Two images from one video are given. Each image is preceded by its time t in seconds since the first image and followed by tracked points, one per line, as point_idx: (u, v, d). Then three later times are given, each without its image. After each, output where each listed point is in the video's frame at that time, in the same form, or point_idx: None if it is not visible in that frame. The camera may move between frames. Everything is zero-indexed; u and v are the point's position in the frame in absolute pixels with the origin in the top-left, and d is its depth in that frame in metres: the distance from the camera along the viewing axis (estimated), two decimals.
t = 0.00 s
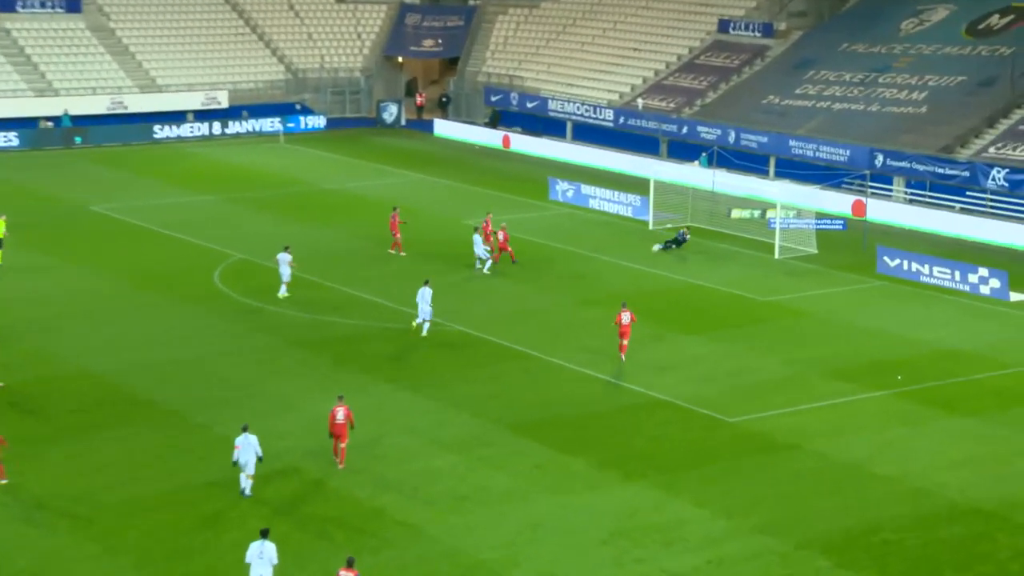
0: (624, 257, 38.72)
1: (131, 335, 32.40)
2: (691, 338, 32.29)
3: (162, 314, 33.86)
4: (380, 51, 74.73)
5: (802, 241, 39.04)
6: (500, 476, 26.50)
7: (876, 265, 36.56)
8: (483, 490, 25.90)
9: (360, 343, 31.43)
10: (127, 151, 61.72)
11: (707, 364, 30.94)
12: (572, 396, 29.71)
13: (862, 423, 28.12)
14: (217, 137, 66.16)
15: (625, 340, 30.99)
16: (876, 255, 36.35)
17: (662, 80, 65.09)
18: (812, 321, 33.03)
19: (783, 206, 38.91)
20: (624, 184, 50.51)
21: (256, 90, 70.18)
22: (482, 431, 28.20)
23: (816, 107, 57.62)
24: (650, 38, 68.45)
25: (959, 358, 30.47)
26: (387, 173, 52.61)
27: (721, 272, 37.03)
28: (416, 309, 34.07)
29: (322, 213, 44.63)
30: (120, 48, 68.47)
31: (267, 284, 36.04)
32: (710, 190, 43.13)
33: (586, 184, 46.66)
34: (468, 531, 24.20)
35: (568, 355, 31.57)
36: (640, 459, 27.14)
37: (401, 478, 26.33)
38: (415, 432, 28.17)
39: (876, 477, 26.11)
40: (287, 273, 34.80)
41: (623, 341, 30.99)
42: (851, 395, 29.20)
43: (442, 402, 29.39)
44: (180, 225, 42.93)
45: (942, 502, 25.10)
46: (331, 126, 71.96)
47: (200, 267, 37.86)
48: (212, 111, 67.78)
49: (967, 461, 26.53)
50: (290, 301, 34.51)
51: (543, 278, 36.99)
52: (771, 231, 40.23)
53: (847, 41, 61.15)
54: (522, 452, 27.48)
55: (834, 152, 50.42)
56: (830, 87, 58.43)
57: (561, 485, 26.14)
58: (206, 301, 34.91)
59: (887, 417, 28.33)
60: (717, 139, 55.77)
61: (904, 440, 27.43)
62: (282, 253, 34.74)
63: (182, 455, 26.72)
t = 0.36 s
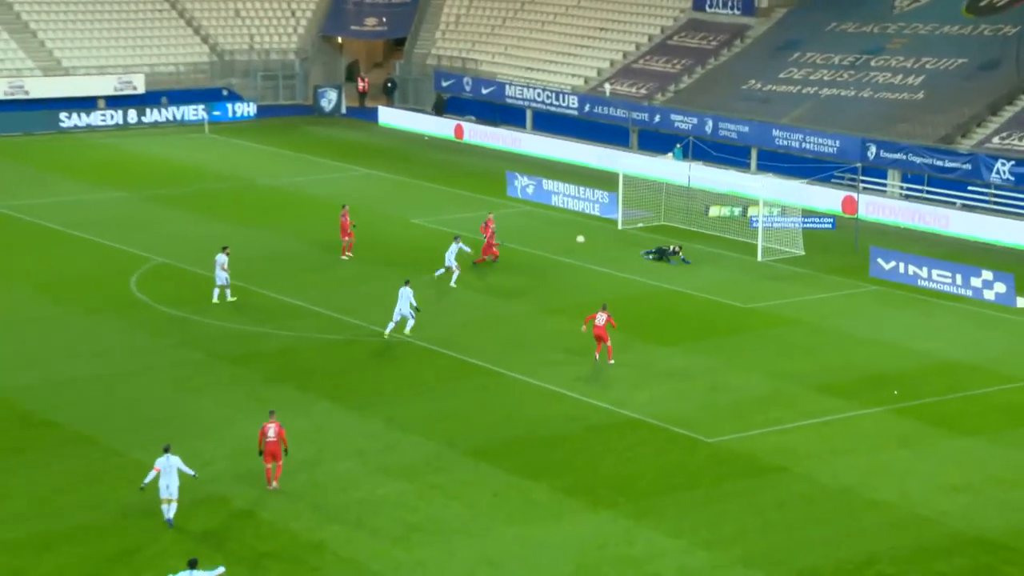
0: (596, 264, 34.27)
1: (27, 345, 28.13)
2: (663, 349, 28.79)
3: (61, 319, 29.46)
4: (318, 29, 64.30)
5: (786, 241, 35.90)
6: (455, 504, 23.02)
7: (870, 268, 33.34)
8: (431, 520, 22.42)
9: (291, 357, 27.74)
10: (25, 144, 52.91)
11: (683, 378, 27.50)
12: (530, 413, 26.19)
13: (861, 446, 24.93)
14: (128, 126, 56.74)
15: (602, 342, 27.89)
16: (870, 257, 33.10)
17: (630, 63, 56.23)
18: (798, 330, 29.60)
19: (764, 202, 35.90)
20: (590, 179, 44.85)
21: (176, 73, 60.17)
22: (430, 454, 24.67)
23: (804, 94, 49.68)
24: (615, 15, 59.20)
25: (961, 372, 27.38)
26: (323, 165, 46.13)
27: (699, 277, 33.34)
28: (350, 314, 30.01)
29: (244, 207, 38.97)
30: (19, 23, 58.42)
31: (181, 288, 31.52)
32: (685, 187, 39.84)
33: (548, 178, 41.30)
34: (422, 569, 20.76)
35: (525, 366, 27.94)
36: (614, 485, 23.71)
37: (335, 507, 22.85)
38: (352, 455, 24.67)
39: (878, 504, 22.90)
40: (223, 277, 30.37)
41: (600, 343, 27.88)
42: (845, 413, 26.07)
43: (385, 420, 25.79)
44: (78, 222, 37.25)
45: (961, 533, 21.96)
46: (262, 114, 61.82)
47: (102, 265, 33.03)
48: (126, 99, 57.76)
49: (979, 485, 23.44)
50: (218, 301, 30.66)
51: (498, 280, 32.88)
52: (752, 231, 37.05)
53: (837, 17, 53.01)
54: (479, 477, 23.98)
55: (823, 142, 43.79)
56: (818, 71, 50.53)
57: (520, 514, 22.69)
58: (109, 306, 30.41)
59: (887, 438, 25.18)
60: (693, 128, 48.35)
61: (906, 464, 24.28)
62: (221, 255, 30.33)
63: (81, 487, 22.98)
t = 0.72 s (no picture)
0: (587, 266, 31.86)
1: None
2: (658, 360, 26.28)
3: None
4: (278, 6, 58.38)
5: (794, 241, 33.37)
6: (430, 527, 20.46)
7: (885, 269, 30.95)
8: (399, 544, 19.90)
9: (248, 369, 25.25)
10: None
11: (679, 391, 25.02)
12: (511, 427, 23.67)
13: (880, 465, 22.46)
14: (65, 113, 50.25)
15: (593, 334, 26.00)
16: (885, 257, 30.73)
17: (620, 45, 50.18)
18: (803, 340, 27.14)
19: (769, 199, 33.35)
20: (577, 172, 41.62)
21: (119, 54, 53.99)
22: (401, 473, 22.12)
23: (812, 78, 44.12)
24: None
25: (984, 385, 24.98)
26: (288, 156, 42.55)
27: (697, 282, 30.82)
28: (314, 324, 27.40)
29: (199, 206, 35.79)
30: None
31: (128, 294, 28.82)
32: (683, 180, 37.28)
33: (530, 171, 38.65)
34: None
35: (505, 378, 25.41)
36: (609, 506, 21.15)
37: (290, 529, 20.30)
38: (312, 474, 22.16)
39: (902, 527, 20.48)
40: (189, 276, 28.09)
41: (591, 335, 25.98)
42: (858, 428, 23.62)
43: (352, 437, 23.22)
44: (13, 220, 33.97)
45: (1001, 560, 19.49)
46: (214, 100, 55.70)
47: (42, 270, 30.13)
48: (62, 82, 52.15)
49: (1013, 507, 21.03)
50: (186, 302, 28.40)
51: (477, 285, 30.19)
52: (756, 228, 34.58)
53: None
54: (456, 497, 21.42)
55: (833, 132, 38.96)
56: (827, 53, 44.88)
57: (499, 538, 20.16)
58: (46, 314, 27.58)
59: (907, 455, 22.74)
60: (690, 117, 43.16)
61: (929, 483, 21.84)
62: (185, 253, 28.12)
63: (6, 512, 20.39)
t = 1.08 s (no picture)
0: (578, 267, 30.48)
1: None
2: (652, 369, 24.88)
3: None
4: None
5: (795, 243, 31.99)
6: (408, 547, 19.00)
7: (892, 272, 29.62)
8: (375, 565, 18.45)
9: (217, 378, 23.81)
10: None
11: (673, 401, 23.63)
12: (496, 440, 22.25)
13: (889, 478, 21.06)
14: (21, 105, 48.99)
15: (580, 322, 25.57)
16: (893, 258, 29.46)
17: (612, 33, 48.66)
18: (804, 347, 25.77)
19: (767, 199, 31.90)
20: (566, 168, 40.14)
21: (78, 42, 52.25)
22: (378, 489, 20.68)
23: (814, 68, 42.76)
24: None
25: (997, 394, 23.62)
26: (262, 153, 40.94)
27: (692, 285, 29.43)
28: (286, 331, 25.97)
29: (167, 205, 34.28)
30: None
31: (91, 300, 27.36)
32: (679, 178, 36.23)
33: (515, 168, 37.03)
34: None
35: (489, 388, 24.00)
36: (600, 523, 19.71)
37: (258, 549, 18.82)
38: (284, 489, 20.70)
39: (915, 545, 19.08)
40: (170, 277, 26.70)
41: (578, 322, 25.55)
42: (864, 439, 22.23)
43: (327, 451, 21.78)
44: None
45: None
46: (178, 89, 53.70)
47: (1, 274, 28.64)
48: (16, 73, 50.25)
49: None
50: (167, 306, 27.08)
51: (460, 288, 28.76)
52: (755, 229, 33.18)
53: None
54: (436, 514, 19.96)
55: (837, 126, 37.49)
56: (831, 41, 43.44)
57: (483, 558, 18.71)
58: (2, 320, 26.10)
59: (918, 469, 21.34)
60: (686, 110, 41.70)
61: (943, 497, 20.45)
62: (168, 253, 26.68)
63: None
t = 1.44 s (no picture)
0: (568, 271, 29.71)
1: None
2: (645, 376, 24.14)
3: None
4: None
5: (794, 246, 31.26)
6: (391, 560, 18.23)
7: (894, 276, 28.77)
8: None
9: (195, 386, 23.06)
10: None
11: (667, 409, 22.91)
12: (484, 450, 21.51)
13: (890, 488, 20.33)
14: None
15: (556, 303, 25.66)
16: (894, 262, 28.53)
17: (604, 29, 47.92)
18: (800, 353, 25.06)
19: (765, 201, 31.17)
20: (557, 168, 39.36)
21: (50, 38, 51.36)
22: (360, 500, 19.91)
23: (813, 65, 42.05)
24: None
25: (1001, 402, 22.92)
26: (243, 153, 40.09)
27: (685, 289, 28.70)
28: (268, 337, 25.21)
29: (144, 207, 33.45)
30: None
31: (67, 305, 26.56)
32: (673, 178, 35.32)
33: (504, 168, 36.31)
34: None
35: (477, 395, 23.26)
36: (590, 535, 18.95)
37: (234, 562, 18.05)
38: (263, 500, 19.92)
39: (919, 557, 18.36)
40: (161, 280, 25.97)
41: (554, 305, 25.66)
42: (864, 448, 21.53)
43: (308, 461, 21.00)
44: None
45: None
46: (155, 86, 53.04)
47: None
48: None
49: None
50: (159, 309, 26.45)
51: (448, 292, 28.02)
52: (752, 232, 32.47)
53: None
54: (420, 526, 19.19)
55: (836, 124, 36.78)
56: (829, 38, 42.68)
57: (469, 571, 17.95)
58: None
59: (919, 479, 20.62)
60: (680, 107, 40.94)
61: (947, 508, 19.74)
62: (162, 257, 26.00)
63: None
